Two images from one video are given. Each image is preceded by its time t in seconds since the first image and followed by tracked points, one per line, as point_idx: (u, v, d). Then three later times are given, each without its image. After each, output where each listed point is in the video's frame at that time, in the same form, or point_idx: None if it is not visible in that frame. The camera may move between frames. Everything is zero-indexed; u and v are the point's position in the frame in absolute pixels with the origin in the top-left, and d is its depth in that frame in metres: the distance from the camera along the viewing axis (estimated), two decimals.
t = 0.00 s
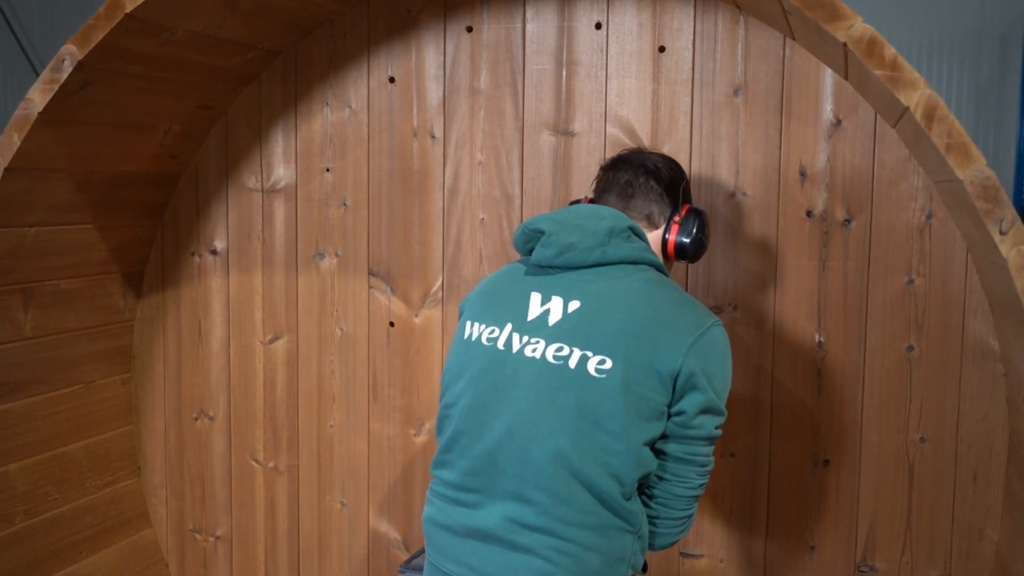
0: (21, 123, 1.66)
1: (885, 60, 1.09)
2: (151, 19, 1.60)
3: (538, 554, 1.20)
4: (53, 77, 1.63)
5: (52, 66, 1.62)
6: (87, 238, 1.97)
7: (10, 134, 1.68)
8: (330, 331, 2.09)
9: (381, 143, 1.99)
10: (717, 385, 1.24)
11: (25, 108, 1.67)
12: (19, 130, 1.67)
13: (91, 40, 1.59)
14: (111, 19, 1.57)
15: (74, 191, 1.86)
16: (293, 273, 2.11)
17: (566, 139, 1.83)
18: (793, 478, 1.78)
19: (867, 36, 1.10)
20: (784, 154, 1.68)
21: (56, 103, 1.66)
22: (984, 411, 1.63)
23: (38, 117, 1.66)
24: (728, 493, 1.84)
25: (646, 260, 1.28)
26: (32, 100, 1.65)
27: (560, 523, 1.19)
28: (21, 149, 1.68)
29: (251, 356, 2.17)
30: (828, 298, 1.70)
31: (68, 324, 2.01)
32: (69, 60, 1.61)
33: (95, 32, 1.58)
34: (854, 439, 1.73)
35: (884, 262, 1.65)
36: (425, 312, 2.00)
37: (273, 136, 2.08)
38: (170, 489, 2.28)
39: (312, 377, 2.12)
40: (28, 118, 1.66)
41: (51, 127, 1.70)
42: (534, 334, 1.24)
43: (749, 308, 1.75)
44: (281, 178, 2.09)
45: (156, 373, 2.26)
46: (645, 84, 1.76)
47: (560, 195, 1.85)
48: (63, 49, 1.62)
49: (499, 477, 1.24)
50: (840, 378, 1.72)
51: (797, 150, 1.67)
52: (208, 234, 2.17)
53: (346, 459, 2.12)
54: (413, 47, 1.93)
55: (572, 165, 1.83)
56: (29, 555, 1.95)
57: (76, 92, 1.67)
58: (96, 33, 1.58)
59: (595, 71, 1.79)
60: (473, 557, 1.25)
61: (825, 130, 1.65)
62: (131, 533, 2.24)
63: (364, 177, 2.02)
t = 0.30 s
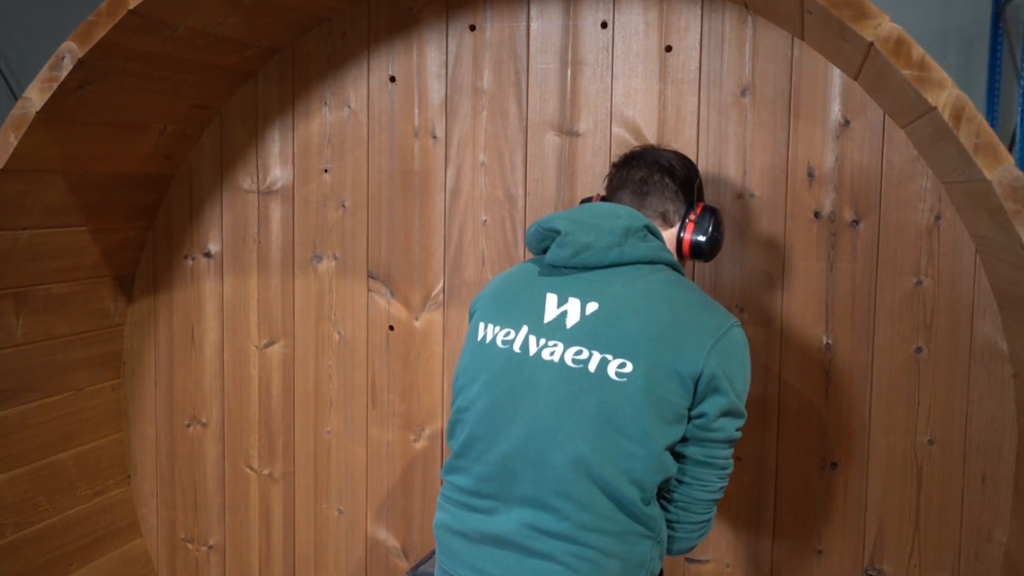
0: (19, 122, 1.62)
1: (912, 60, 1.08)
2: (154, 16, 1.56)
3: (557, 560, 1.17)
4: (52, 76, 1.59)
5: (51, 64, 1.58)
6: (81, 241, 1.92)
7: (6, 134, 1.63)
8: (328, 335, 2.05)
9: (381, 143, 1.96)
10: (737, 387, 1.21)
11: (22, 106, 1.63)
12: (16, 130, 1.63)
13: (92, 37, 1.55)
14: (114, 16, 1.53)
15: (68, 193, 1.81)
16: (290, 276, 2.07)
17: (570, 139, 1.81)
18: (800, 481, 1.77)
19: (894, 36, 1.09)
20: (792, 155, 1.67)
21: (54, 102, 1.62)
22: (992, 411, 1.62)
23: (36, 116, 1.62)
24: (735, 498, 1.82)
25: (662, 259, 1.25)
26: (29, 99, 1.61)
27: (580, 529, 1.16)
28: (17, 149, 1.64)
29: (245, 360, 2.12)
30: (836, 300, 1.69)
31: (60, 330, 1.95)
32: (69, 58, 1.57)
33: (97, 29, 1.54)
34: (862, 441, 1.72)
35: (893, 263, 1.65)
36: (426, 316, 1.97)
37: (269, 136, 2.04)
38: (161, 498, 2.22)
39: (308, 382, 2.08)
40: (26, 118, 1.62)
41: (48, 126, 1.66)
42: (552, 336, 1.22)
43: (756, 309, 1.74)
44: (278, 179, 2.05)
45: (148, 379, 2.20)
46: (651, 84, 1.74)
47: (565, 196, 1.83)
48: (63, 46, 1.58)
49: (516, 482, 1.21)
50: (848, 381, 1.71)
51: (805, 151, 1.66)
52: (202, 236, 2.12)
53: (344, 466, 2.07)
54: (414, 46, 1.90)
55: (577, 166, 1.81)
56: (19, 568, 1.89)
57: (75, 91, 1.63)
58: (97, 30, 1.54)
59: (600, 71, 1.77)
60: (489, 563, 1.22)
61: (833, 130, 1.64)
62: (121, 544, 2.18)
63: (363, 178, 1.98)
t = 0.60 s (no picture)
0: (13, 123, 1.56)
1: (937, 60, 1.06)
2: (156, 13, 1.52)
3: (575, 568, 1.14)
4: (49, 74, 1.53)
5: (48, 62, 1.53)
6: (71, 245, 1.86)
7: None
8: (324, 339, 2.01)
9: (379, 144, 1.92)
10: (756, 391, 1.20)
11: (17, 106, 1.57)
12: (10, 130, 1.56)
13: (91, 35, 1.50)
14: (116, 13, 1.48)
15: (60, 196, 1.76)
16: (285, 279, 2.02)
17: (573, 140, 1.80)
18: (804, 484, 1.75)
19: (919, 35, 1.07)
20: (798, 156, 1.67)
21: (50, 101, 1.56)
22: (996, 411, 1.62)
23: (31, 117, 1.56)
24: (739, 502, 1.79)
25: (679, 259, 1.25)
26: (25, 98, 1.55)
27: (599, 537, 1.13)
28: (11, 150, 1.58)
29: (238, 365, 2.08)
30: (841, 302, 1.68)
31: (49, 336, 1.89)
32: (67, 56, 1.52)
33: (96, 26, 1.49)
34: (866, 444, 1.70)
35: (898, 264, 1.64)
36: (425, 319, 1.93)
37: (264, 137, 2.00)
38: (150, 507, 2.17)
39: (303, 388, 2.03)
40: (21, 117, 1.56)
41: (43, 127, 1.60)
42: (568, 340, 1.19)
43: (761, 312, 1.72)
44: (273, 180, 2.01)
45: (137, 385, 2.15)
46: (656, 84, 1.73)
47: (568, 197, 1.81)
48: (60, 43, 1.52)
49: (531, 489, 1.18)
50: (852, 383, 1.69)
51: (811, 152, 1.66)
52: (194, 239, 2.08)
53: (340, 473, 2.03)
54: (414, 45, 1.88)
55: (580, 167, 1.80)
56: None
57: (71, 90, 1.58)
58: (98, 27, 1.48)
59: (604, 71, 1.76)
60: (503, 571, 1.19)
61: (838, 131, 1.64)
62: (109, 555, 2.12)
63: (361, 179, 1.95)
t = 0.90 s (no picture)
0: (7, 122, 1.51)
1: (959, 62, 1.05)
2: (155, 10, 1.47)
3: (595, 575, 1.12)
4: (44, 72, 1.48)
5: (43, 60, 1.47)
6: (59, 248, 1.80)
7: None
8: (321, 344, 1.97)
9: (377, 145, 1.89)
10: (775, 392, 1.19)
11: (10, 105, 1.51)
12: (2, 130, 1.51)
13: (89, 33, 1.45)
14: (116, 10, 1.43)
15: (51, 197, 1.71)
16: (280, 282, 1.98)
17: (576, 141, 1.78)
18: (810, 488, 1.74)
19: (941, 38, 1.05)
20: (803, 157, 1.66)
21: (46, 101, 1.51)
22: (1002, 412, 1.63)
23: (25, 116, 1.51)
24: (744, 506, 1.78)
25: (693, 260, 1.23)
26: (18, 97, 1.50)
27: (620, 544, 1.11)
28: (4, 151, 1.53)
29: (231, 371, 2.03)
30: (846, 303, 1.68)
31: (36, 342, 1.83)
32: (64, 54, 1.47)
33: (95, 23, 1.44)
34: (872, 445, 1.71)
35: (904, 265, 1.64)
36: (424, 323, 1.91)
37: (259, 137, 1.96)
38: (139, 518, 2.11)
39: (299, 394, 1.99)
40: (14, 117, 1.51)
41: (36, 127, 1.55)
42: (585, 344, 1.17)
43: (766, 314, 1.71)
44: (267, 182, 1.97)
45: (125, 393, 2.09)
46: (660, 85, 1.72)
47: (570, 199, 1.79)
48: (56, 40, 1.47)
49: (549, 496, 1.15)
50: (858, 385, 1.70)
51: (815, 154, 1.66)
52: (185, 242, 2.03)
53: (336, 481, 1.99)
54: (413, 44, 1.85)
55: (583, 168, 1.78)
56: None
57: (66, 90, 1.53)
58: (96, 24, 1.44)
59: (607, 71, 1.74)
60: None
61: (843, 132, 1.64)
62: (96, 568, 2.06)
63: (359, 181, 1.91)
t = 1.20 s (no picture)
0: (4, 121, 1.46)
1: (982, 66, 1.05)
2: (156, 4, 1.43)
3: None
4: (44, 70, 1.43)
5: (43, 57, 1.43)
6: (50, 251, 1.74)
7: None
8: (318, 350, 1.94)
9: (375, 146, 1.86)
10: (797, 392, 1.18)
11: (7, 103, 1.46)
12: None
13: (92, 29, 1.41)
14: (119, 6, 1.39)
15: (45, 199, 1.65)
16: (275, 286, 1.94)
17: (579, 143, 1.77)
18: (816, 490, 1.77)
19: (964, 41, 1.06)
20: (806, 160, 1.67)
21: (46, 99, 1.47)
22: (1005, 415, 1.66)
23: (23, 115, 1.46)
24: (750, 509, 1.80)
25: (710, 259, 1.22)
26: (16, 95, 1.45)
27: (645, 547, 1.10)
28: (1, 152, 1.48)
29: (224, 378, 1.98)
30: (851, 305, 1.70)
31: (25, 349, 1.76)
32: (64, 51, 1.42)
33: (98, 19, 1.40)
34: (876, 447, 1.73)
35: (907, 269, 1.67)
36: (424, 328, 1.88)
37: (253, 137, 1.92)
38: (129, 529, 2.05)
39: (296, 400, 1.96)
40: (13, 116, 1.46)
41: (34, 127, 1.50)
42: (606, 345, 1.15)
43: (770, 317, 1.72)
44: (262, 184, 1.93)
45: (114, 400, 2.03)
46: (664, 87, 1.71)
47: (572, 201, 1.78)
48: (57, 37, 1.43)
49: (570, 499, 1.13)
50: (862, 387, 1.72)
51: (818, 157, 1.66)
52: (177, 245, 1.98)
53: (335, 488, 1.96)
54: (413, 44, 1.82)
55: (586, 170, 1.77)
56: None
57: (66, 87, 1.48)
58: (100, 20, 1.39)
59: (610, 72, 1.73)
60: None
61: (846, 135, 1.65)
62: None
63: (357, 184, 1.88)
